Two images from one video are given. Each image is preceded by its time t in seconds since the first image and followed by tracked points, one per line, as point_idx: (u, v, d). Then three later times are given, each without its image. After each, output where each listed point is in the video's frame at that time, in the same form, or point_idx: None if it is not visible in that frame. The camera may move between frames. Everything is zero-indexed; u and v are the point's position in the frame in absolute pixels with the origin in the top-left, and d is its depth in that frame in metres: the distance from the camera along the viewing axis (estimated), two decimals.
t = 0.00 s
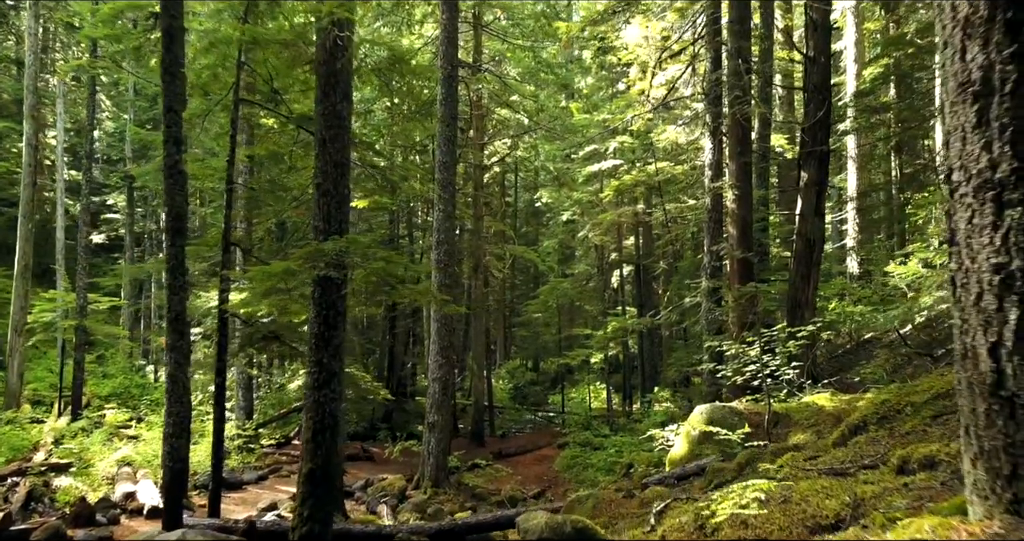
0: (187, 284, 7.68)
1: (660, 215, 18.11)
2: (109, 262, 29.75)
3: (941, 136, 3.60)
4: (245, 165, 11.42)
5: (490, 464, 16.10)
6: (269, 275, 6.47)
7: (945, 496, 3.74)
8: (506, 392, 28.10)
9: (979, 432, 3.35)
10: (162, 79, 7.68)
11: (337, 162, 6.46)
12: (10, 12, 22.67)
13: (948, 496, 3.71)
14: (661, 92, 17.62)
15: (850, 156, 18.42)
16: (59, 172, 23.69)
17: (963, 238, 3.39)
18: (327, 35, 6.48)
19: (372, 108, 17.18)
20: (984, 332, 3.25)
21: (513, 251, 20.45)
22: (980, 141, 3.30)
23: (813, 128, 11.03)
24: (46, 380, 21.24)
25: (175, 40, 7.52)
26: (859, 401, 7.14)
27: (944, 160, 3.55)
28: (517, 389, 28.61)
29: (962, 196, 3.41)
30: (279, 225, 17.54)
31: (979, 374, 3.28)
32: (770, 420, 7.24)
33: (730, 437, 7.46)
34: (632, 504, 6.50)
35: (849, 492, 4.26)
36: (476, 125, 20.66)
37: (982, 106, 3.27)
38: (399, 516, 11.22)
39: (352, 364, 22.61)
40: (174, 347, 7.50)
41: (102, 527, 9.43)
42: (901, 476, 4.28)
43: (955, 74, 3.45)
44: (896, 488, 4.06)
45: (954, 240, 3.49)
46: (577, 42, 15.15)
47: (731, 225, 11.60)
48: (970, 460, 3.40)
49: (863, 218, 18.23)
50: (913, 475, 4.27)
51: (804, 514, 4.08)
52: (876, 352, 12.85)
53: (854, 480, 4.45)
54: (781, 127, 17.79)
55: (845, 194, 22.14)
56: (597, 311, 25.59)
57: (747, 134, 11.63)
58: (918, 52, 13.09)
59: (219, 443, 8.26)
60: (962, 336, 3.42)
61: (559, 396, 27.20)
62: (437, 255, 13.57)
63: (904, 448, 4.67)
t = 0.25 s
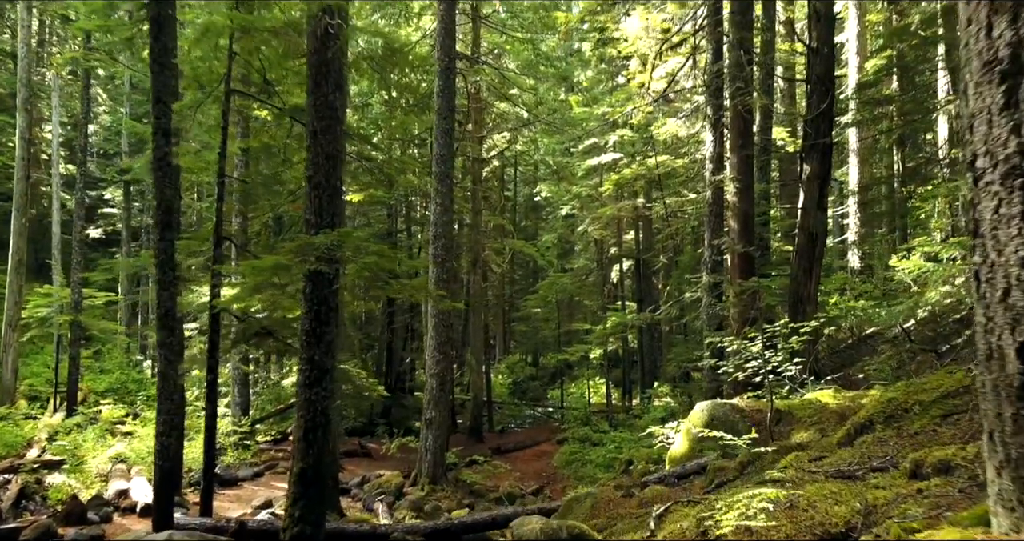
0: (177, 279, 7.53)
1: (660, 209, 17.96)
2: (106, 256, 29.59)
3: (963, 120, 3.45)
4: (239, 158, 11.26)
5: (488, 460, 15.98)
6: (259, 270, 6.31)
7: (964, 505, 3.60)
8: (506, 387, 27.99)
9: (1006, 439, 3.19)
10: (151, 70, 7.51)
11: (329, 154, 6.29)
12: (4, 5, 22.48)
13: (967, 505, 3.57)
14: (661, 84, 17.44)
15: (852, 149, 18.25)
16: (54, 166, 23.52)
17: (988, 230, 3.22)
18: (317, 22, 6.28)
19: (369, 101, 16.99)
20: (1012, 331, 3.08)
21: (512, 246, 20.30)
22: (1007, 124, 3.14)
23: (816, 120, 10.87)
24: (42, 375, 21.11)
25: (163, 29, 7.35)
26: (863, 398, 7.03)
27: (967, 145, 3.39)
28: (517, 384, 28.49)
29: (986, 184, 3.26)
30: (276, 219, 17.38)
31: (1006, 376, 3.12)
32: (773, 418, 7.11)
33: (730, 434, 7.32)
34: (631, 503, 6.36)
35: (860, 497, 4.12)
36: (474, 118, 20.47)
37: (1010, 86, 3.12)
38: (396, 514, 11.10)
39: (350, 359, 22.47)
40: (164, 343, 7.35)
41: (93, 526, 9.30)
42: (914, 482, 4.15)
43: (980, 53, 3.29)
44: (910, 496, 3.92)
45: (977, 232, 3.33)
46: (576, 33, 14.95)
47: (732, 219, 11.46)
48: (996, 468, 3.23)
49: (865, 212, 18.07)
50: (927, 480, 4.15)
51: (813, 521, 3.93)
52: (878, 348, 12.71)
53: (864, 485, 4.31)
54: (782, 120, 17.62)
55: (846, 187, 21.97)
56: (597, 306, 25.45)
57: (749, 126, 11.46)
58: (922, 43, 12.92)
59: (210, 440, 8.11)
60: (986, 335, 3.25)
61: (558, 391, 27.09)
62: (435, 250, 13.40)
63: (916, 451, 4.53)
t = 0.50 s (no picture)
0: (167, 271, 7.37)
1: (660, 201, 17.78)
2: (103, 249, 29.42)
3: (992, 100, 3.30)
4: (232, 149, 11.08)
5: (487, 454, 15.86)
6: (248, 262, 6.15)
7: (984, 514, 3.46)
8: (505, 380, 27.87)
9: None
10: (140, 57, 7.33)
11: (320, 143, 6.12)
12: None
13: (988, 514, 3.43)
14: (661, 75, 17.23)
15: (854, 141, 18.06)
16: (49, 157, 23.31)
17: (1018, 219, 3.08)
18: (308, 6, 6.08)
19: (366, 92, 16.79)
20: None
21: (511, 238, 20.13)
22: None
23: (819, 110, 10.70)
24: (38, 368, 20.97)
25: (151, 15, 7.17)
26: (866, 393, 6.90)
27: (996, 126, 3.24)
28: (516, 377, 28.37)
29: (1017, 168, 3.11)
30: (272, 211, 17.21)
31: None
32: (775, 413, 6.97)
33: (731, 430, 7.18)
34: (630, 501, 6.22)
35: (871, 502, 3.96)
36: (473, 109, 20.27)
37: None
38: (393, 509, 10.99)
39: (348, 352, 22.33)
40: (154, 336, 7.20)
41: (85, 521, 9.17)
42: (926, 485, 4.03)
43: (1011, 26, 3.14)
44: (925, 502, 3.78)
45: (1006, 221, 3.19)
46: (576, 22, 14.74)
47: (734, 211, 11.30)
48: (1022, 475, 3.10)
49: (868, 204, 17.91)
50: (942, 484, 4.03)
51: (820, 526, 3.77)
52: (881, 341, 12.57)
53: (874, 488, 4.16)
54: (784, 111, 17.43)
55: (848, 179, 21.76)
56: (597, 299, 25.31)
57: (751, 116, 11.28)
58: (926, 33, 12.73)
59: (202, 436, 7.95)
60: (1013, 334, 3.11)
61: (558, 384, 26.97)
62: (432, 242, 13.23)
63: (928, 453, 4.40)
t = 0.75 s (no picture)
0: (156, 263, 7.21)
1: (660, 192, 17.60)
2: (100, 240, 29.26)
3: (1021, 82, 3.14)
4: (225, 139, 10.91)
5: (485, 447, 15.74)
6: (237, 253, 5.99)
7: (1007, 524, 3.27)
8: (504, 371, 27.75)
9: None
10: (127, 43, 7.14)
11: (310, 131, 5.95)
12: None
13: (1012, 524, 3.24)
14: (662, 64, 17.02)
15: (856, 131, 17.86)
16: (44, 148, 23.11)
17: None
18: None
19: (362, 81, 16.58)
20: None
21: (510, 230, 19.96)
22: None
23: (822, 99, 10.49)
24: (34, 360, 20.86)
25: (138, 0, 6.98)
26: (870, 388, 6.75)
27: None
28: (515, 369, 28.25)
29: None
30: (268, 202, 17.04)
31: None
32: (777, 408, 6.83)
33: (732, 425, 7.04)
34: (629, 498, 6.06)
35: (882, 507, 3.78)
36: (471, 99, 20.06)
37: None
38: (389, 503, 10.87)
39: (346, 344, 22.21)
40: (143, 329, 7.04)
41: (77, 516, 9.05)
42: (941, 489, 3.87)
43: None
44: (941, 508, 3.61)
45: None
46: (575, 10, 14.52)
47: (735, 202, 11.13)
48: None
49: (870, 195, 17.74)
50: (958, 488, 3.86)
51: (828, 532, 3.57)
52: (883, 333, 12.42)
53: (885, 491, 3.98)
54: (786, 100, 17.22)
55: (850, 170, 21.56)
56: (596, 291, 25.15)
57: (753, 105, 11.09)
58: (931, 21, 12.54)
59: (193, 430, 7.82)
60: None
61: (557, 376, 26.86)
62: (429, 233, 13.06)
63: (942, 455, 4.24)
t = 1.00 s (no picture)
0: (143, 255, 7.03)
1: (661, 182, 17.40)
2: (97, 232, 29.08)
3: None
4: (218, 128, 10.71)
5: (483, 440, 15.62)
6: (223, 244, 5.83)
7: None
8: (503, 363, 27.61)
9: None
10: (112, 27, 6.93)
11: (299, 118, 5.77)
12: None
13: None
14: (662, 53, 16.79)
15: (859, 121, 17.66)
16: (40, 138, 22.90)
17: None
18: None
19: (359, 70, 16.36)
20: None
21: (509, 221, 19.78)
22: None
23: (825, 87, 10.28)
24: (30, 352, 20.73)
25: None
26: (875, 382, 6.58)
27: None
28: (514, 361, 28.11)
29: None
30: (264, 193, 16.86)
31: None
32: (779, 403, 6.68)
33: (733, 420, 6.88)
34: (627, 497, 5.87)
35: (896, 514, 3.51)
36: (469, 88, 19.84)
37: None
38: (385, 498, 10.75)
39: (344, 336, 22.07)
40: (131, 322, 6.87)
41: (67, 511, 8.91)
42: (958, 495, 3.60)
43: None
44: (956, 514, 3.38)
45: None
46: None
47: (736, 192, 10.96)
48: None
49: (872, 186, 17.55)
50: (977, 494, 3.60)
51: None
52: (886, 326, 12.25)
53: (898, 497, 3.71)
54: (788, 89, 17.00)
55: (852, 160, 21.35)
56: (596, 282, 24.99)
57: (755, 93, 10.89)
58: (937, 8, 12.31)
59: (184, 424, 7.66)
60: None
61: (556, 368, 26.74)
62: (426, 224, 12.88)
63: (956, 458, 4.00)
